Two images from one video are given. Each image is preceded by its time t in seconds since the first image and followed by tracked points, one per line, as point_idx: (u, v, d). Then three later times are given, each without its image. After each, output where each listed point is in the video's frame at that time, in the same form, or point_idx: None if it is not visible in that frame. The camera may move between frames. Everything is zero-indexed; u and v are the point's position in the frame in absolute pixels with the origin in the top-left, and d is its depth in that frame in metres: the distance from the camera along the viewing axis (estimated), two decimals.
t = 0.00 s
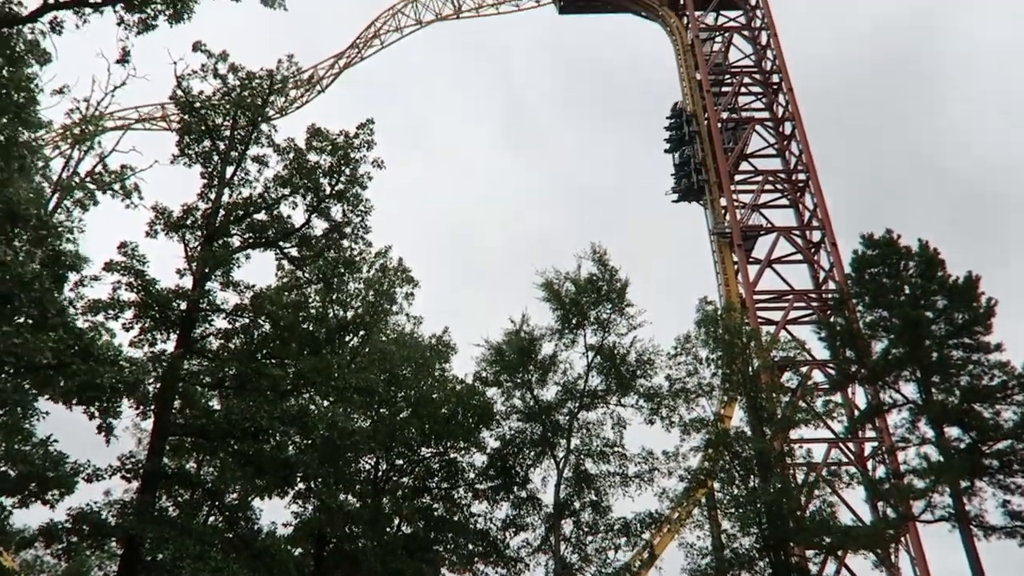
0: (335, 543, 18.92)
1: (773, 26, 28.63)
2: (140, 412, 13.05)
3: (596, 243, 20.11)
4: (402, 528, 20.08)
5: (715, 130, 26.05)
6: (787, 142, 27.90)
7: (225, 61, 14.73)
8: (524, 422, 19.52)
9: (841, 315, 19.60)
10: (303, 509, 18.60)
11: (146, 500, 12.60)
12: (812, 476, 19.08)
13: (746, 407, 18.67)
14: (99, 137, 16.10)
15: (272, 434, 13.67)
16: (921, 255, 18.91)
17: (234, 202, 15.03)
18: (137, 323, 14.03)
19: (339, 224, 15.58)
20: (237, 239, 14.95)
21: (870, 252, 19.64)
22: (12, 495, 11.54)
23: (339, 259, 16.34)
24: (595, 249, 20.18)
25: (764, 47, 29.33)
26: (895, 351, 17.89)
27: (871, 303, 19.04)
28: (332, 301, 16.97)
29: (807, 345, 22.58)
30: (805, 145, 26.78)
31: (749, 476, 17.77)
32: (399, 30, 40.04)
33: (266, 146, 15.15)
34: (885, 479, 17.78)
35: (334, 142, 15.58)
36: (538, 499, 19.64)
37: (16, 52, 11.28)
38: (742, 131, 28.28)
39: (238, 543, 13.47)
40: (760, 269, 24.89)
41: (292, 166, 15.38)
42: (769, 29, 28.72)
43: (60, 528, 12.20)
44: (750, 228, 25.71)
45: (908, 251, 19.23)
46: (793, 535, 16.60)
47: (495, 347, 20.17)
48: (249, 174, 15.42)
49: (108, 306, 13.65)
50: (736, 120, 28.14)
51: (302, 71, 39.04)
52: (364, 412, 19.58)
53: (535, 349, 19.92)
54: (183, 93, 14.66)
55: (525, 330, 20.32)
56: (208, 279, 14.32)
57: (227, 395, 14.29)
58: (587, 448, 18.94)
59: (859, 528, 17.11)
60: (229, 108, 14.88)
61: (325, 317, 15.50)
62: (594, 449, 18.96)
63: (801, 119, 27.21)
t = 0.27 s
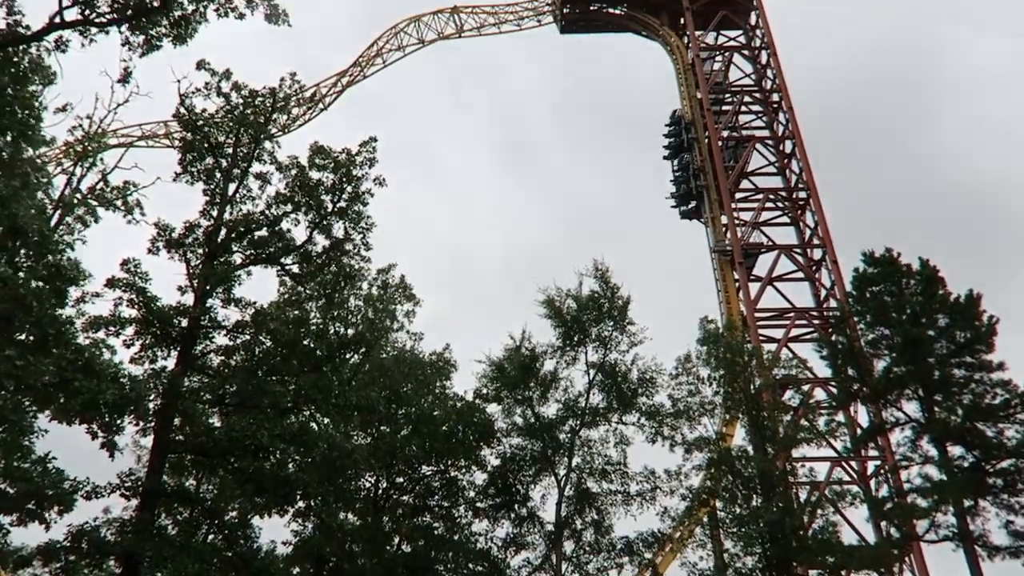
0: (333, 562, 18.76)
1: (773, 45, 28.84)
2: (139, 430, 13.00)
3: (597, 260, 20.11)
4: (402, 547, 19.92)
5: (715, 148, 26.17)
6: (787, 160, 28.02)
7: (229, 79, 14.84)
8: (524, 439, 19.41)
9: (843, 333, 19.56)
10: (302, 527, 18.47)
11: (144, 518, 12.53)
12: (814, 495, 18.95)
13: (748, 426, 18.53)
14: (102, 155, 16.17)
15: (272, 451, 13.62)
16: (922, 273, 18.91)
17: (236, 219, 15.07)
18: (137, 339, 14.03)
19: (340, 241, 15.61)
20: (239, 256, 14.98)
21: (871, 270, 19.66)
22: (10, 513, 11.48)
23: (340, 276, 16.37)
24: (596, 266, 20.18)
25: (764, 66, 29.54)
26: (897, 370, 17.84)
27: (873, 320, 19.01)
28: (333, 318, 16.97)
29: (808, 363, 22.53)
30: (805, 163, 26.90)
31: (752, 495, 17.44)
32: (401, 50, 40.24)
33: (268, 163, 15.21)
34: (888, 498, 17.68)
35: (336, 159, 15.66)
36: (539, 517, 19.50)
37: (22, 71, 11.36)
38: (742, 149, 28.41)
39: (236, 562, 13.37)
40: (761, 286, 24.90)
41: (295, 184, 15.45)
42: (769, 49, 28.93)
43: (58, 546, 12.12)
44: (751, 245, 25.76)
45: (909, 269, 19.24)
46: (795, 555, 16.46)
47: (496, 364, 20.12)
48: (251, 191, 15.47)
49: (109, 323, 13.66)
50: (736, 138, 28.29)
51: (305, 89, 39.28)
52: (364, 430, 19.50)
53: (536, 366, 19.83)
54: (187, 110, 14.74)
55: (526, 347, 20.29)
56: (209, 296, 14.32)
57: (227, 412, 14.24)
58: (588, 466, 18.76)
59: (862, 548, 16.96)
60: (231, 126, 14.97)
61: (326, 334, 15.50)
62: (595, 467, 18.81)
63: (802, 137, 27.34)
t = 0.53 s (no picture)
0: None
1: (773, 63, 29.06)
2: (138, 446, 12.96)
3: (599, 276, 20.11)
4: (401, 565, 19.76)
5: (715, 165, 26.27)
6: (787, 177, 28.11)
7: (231, 96, 14.93)
8: (525, 456, 19.31)
9: (844, 350, 19.53)
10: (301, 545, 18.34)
11: (142, 535, 12.46)
12: (816, 513, 18.82)
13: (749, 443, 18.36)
14: (104, 171, 16.21)
15: (271, 468, 13.55)
16: (923, 290, 18.91)
17: (238, 235, 15.11)
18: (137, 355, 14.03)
19: (341, 257, 15.63)
20: (240, 272, 15.00)
21: (872, 287, 19.66)
22: (7, 530, 11.42)
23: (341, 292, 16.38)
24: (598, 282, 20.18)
25: (764, 84, 29.71)
26: (899, 387, 17.78)
27: (874, 337, 18.98)
28: (334, 334, 16.96)
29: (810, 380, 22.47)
30: (805, 181, 26.99)
31: (754, 513, 17.27)
32: (402, 68, 40.44)
33: (269, 180, 15.28)
34: (890, 516, 17.56)
35: (338, 176, 15.72)
36: (539, 535, 19.37)
37: (26, 88, 11.43)
38: (742, 166, 28.53)
39: None
40: (762, 303, 24.89)
41: (297, 200, 15.51)
42: (769, 67, 29.13)
43: (55, 563, 12.05)
44: (752, 262, 25.78)
45: (910, 286, 19.24)
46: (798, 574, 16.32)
47: (497, 380, 20.07)
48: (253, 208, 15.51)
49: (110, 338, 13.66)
50: (736, 155, 28.41)
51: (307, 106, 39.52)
52: (364, 446, 19.42)
53: (538, 382, 19.76)
54: (189, 127, 14.83)
55: (527, 363, 20.24)
56: (210, 312, 14.32)
57: (227, 428, 14.19)
58: (590, 484, 18.60)
59: (865, 567, 16.82)
60: (233, 142, 15.05)
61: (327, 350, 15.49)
62: (596, 485, 18.68)
63: (802, 154, 27.46)
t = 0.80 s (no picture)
0: None
1: (773, 83, 29.25)
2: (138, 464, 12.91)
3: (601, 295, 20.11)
4: None
5: (716, 184, 26.35)
6: (787, 196, 28.19)
7: (234, 114, 15.04)
8: (526, 475, 19.18)
9: (846, 368, 19.47)
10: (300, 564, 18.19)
11: (141, 555, 12.38)
12: (819, 533, 18.66)
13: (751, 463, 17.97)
14: (106, 189, 16.25)
15: (271, 487, 13.47)
16: (925, 309, 18.89)
17: (239, 253, 15.14)
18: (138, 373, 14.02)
19: (342, 275, 15.66)
20: (241, 289, 15.01)
21: (874, 305, 19.64)
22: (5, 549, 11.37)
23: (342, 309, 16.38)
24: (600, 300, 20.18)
25: (764, 103, 29.89)
26: (901, 406, 17.71)
27: (877, 356, 18.93)
28: (335, 352, 16.94)
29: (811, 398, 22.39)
30: (806, 199, 27.07)
31: (755, 533, 17.04)
32: (405, 87, 40.66)
33: (271, 198, 15.35)
34: (894, 536, 17.42)
35: (339, 194, 15.79)
36: (540, 555, 19.21)
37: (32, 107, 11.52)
38: (742, 184, 28.63)
39: None
40: (763, 321, 24.87)
41: (298, 218, 15.56)
42: (769, 86, 29.31)
43: None
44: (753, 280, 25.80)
45: (912, 304, 19.23)
46: None
47: (498, 398, 20.01)
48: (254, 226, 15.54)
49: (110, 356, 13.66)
50: (737, 174, 28.52)
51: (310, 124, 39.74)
52: (365, 465, 19.33)
53: (540, 401, 19.68)
54: (192, 145, 14.92)
55: (529, 381, 20.19)
56: (211, 330, 14.32)
57: (227, 447, 14.13)
58: (592, 503, 18.45)
59: None
60: (236, 160, 15.14)
61: (327, 367, 15.46)
62: (598, 504, 18.55)
63: (802, 173, 27.56)
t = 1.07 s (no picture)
0: None
1: (773, 100, 29.40)
2: (137, 481, 12.87)
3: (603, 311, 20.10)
4: None
5: (717, 200, 26.43)
6: (788, 212, 28.24)
7: (237, 132, 15.13)
8: (528, 492, 19.06)
9: (848, 385, 19.42)
10: None
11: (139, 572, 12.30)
12: (823, 551, 18.51)
13: (753, 480, 17.80)
14: (107, 205, 16.30)
15: (271, 504, 13.41)
16: (927, 325, 18.87)
17: (241, 269, 15.17)
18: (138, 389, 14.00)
19: (343, 291, 15.67)
20: (243, 306, 15.03)
21: (876, 321, 19.64)
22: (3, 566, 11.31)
23: (343, 325, 16.39)
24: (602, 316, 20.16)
25: (764, 120, 30.02)
26: (904, 423, 17.63)
27: (879, 372, 18.88)
28: (335, 368, 16.92)
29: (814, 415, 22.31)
30: (806, 216, 27.11)
31: (758, 551, 16.90)
32: (406, 104, 40.82)
33: (273, 214, 15.40)
34: (898, 554, 17.30)
35: (341, 211, 15.85)
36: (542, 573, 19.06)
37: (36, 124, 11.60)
38: (743, 201, 28.70)
39: None
40: (765, 337, 24.83)
41: (300, 234, 15.61)
42: (769, 103, 29.46)
43: None
44: (754, 296, 25.80)
45: (915, 320, 19.21)
46: None
47: (500, 415, 19.93)
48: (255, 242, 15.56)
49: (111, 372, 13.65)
50: (737, 191, 28.60)
51: (312, 140, 39.89)
52: (365, 482, 19.24)
53: (542, 417, 19.59)
54: (194, 162, 14.99)
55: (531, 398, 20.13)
56: (211, 346, 14.31)
57: (226, 464, 14.07)
58: (594, 520, 18.33)
59: None
60: (238, 177, 15.20)
61: (328, 384, 15.44)
62: (600, 521, 18.41)
63: (802, 190, 27.63)
